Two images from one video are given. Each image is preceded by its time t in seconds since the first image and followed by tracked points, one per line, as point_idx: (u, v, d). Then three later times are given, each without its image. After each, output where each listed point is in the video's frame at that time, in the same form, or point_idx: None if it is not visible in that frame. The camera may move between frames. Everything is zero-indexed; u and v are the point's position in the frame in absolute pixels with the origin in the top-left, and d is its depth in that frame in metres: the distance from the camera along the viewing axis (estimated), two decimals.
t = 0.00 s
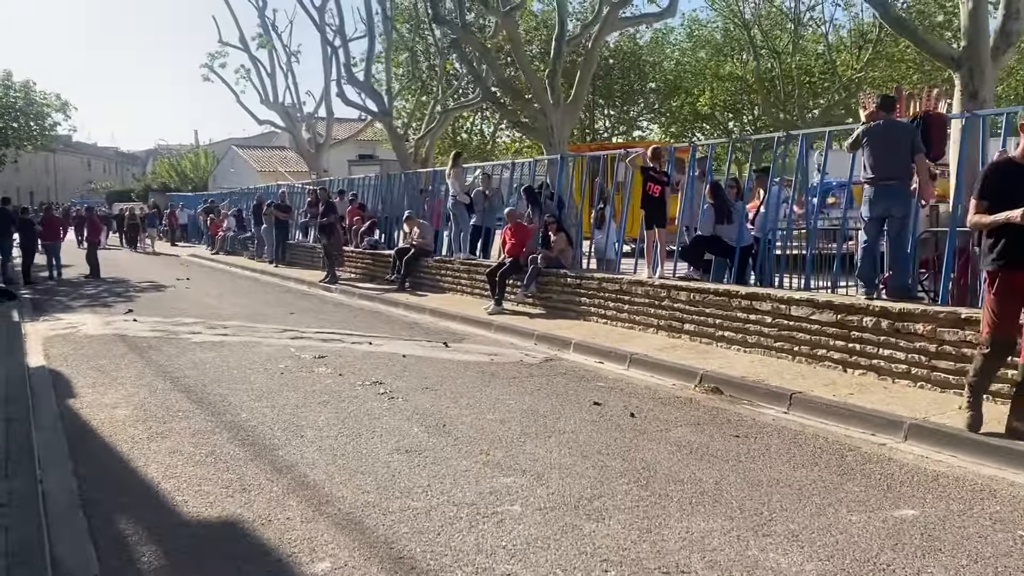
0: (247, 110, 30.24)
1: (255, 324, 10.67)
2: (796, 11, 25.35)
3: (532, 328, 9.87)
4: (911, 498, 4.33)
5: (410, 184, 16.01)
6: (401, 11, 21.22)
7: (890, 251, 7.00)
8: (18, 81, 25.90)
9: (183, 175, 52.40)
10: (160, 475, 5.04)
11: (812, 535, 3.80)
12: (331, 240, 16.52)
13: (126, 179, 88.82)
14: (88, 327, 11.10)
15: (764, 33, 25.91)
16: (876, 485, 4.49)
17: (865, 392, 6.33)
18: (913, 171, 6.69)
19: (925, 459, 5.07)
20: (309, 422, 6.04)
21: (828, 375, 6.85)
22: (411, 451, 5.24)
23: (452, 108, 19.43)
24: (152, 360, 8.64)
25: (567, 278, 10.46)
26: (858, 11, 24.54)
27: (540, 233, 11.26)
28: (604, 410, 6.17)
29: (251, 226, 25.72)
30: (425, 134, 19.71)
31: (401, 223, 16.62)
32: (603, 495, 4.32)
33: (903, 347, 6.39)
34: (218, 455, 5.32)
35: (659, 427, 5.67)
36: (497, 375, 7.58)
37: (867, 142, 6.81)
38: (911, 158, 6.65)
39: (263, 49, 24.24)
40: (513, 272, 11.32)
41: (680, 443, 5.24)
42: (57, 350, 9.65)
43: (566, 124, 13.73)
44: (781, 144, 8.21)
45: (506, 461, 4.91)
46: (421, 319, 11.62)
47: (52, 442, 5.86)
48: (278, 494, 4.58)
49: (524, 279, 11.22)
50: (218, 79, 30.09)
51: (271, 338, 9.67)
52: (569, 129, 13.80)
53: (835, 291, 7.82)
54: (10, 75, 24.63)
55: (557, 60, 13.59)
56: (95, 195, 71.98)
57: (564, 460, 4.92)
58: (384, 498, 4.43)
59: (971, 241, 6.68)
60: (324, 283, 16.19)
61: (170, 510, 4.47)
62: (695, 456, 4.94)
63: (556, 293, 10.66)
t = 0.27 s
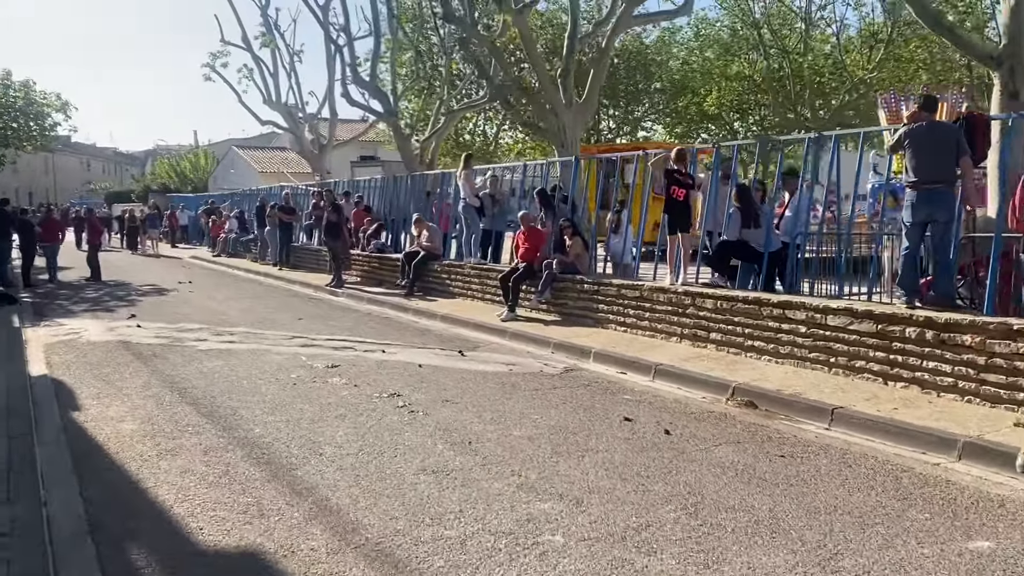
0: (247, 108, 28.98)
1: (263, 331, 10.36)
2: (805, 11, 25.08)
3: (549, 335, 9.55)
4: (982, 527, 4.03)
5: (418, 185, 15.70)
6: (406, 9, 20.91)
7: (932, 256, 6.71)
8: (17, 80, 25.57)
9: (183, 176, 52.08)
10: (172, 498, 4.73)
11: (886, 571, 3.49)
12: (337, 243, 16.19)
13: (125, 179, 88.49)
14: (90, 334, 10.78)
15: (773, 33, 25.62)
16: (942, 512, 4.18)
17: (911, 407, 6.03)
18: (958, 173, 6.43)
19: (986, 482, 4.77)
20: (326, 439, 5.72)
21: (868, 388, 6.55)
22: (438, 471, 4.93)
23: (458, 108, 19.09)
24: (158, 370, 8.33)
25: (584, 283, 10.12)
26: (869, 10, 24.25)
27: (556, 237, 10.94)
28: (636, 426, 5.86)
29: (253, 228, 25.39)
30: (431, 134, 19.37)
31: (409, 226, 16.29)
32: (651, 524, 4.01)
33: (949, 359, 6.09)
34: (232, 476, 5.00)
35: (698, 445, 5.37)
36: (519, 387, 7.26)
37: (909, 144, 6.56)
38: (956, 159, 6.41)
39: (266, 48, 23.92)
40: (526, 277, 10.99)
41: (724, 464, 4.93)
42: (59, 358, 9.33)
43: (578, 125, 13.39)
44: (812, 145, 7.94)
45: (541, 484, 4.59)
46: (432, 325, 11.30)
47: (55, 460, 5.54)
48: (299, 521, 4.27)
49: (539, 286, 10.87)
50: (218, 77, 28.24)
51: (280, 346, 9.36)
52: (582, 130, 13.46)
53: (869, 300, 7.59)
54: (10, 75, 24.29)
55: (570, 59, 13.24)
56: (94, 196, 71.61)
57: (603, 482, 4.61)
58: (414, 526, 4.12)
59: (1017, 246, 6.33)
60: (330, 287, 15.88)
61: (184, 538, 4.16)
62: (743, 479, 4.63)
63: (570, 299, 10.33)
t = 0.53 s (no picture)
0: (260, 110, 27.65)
1: (280, 333, 10.11)
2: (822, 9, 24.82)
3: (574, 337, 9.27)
4: None
5: (434, 183, 15.46)
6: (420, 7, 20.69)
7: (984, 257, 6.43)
8: (27, 79, 25.37)
9: (190, 176, 51.98)
10: (199, 511, 4.47)
11: None
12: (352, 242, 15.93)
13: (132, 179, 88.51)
14: (104, 335, 10.55)
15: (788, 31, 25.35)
16: None
17: (967, 416, 5.74)
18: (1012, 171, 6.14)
19: None
20: (356, 447, 5.46)
21: (918, 395, 6.27)
22: (478, 483, 4.67)
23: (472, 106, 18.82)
24: (175, 373, 8.08)
25: (609, 284, 9.81)
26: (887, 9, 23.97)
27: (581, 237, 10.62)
28: (680, 435, 5.59)
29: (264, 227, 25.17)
30: (445, 134, 19.10)
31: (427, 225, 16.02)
32: (715, 544, 3.75)
33: (1007, 366, 5.81)
34: (261, 487, 4.75)
35: (749, 456, 5.09)
36: (550, 392, 7.00)
37: (961, 142, 6.27)
38: (1011, 156, 6.11)
39: (277, 47, 23.72)
40: (549, 278, 10.70)
41: (781, 477, 4.66)
42: (73, 360, 9.09)
43: (599, 125, 13.08)
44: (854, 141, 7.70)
45: (590, 499, 4.33)
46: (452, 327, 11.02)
47: (73, 470, 5.29)
48: (336, 538, 4.01)
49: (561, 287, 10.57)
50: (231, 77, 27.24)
51: (299, 349, 9.10)
52: (602, 129, 13.15)
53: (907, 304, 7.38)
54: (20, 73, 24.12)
55: (591, 58, 12.92)
56: (101, 196, 71.57)
57: (656, 497, 4.35)
58: (460, 544, 3.86)
59: None
60: (344, 287, 15.63)
61: (215, 556, 3.90)
62: (804, 495, 4.36)
63: (594, 300, 10.02)
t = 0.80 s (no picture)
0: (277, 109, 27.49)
1: (301, 334, 9.89)
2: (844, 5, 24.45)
3: (604, 340, 9.00)
4: None
5: (455, 181, 15.20)
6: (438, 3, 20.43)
7: None
8: (43, 75, 25.26)
9: (204, 174, 51.95)
10: (231, 527, 4.24)
11: None
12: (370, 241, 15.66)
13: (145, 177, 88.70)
14: (122, 335, 10.36)
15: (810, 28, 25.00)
16: None
17: None
18: None
19: None
20: (391, 457, 5.22)
21: (975, 404, 5.97)
22: (524, 498, 4.42)
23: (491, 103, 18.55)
24: (197, 375, 7.87)
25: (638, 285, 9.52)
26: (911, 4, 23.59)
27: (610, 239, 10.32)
28: (729, 446, 5.33)
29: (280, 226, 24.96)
30: (464, 130, 18.86)
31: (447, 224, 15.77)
32: (787, 570, 3.48)
33: None
34: (295, 500, 4.52)
35: (806, 470, 4.83)
36: (587, 397, 6.74)
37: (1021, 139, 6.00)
38: None
39: (293, 43, 23.53)
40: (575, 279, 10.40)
41: (844, 494, 4.39)
42: (92, 361, 8.90)
43: (624, 121, 12.82)
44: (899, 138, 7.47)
45: (645, 517, 4.07)
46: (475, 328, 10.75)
47: (97, 479, 5.07)
48: (379, 558, 3.77)
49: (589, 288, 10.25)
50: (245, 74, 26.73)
51: (323, 351, 8.88)
52: (628, 126, 12.89)
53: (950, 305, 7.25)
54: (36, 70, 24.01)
55: (616, 52, 12.65)
56: (115, 193, 71.67)
57: (716, 516, 4.09)
58: (512, 567, 3.61)
59: None
60: (362, 287, 15.41)
61: None
62: (874, 514, 4.09)
63: (621, 301, 9.71)
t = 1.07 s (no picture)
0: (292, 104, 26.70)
1: (326, 333, 9.65)
2: None
3: (639, 340, 8.69)
4: None
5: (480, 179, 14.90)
6: None
7: None
8: (63, 73, 25.21)
9: (222, 172, 52.02)
10: (264, 540, 3.97)
11: None
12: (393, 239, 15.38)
13: (164, 176, 89.14)
14: (144, 334, 10.17)
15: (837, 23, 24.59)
16: None
17: None
18: None
19: None
20: (429, 463, 4.95)
21: None
22: (576, 510, 4.12)
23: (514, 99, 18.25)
24: (222, 376, 7.64)
25: (674, 283, 9.16)
26: None
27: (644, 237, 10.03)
28: (787, 455, 5.03)
29: (299, 225, 24.76)
30: (487, 127, 18.54)
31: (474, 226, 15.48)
32: None
33: None
34: (330, 512, 4.26)
35: (874, 482, 4.52)
36: (629, 401, 6.43)
37: None
38: None
39: (313, 40, 23.34)
40: (607, 277, 10.03)
41: (921, 510, 4.08)
42: (114, 361, 8.70)
43: (654, 117, 12.41)
44: (953, 133, 7.15)
45: (710, 535, 3.78)
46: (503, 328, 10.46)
47: (122, 488, 4.83)
48: None
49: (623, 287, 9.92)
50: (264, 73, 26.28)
51: (350, 350, 8.63)
52: (658, 122, 12.48)
53: (988, 304, 7.21)
54: (56, 67, 23.95)
55: (646, 44, 12.27)
56: (134, 193, 71.98)
57: (785, 533, 3.79)
58: None
59: None
60: (385, 286, 15.17)
61: None
62: (958, 534, 3.77)
63: (656, 300, 9.38)
